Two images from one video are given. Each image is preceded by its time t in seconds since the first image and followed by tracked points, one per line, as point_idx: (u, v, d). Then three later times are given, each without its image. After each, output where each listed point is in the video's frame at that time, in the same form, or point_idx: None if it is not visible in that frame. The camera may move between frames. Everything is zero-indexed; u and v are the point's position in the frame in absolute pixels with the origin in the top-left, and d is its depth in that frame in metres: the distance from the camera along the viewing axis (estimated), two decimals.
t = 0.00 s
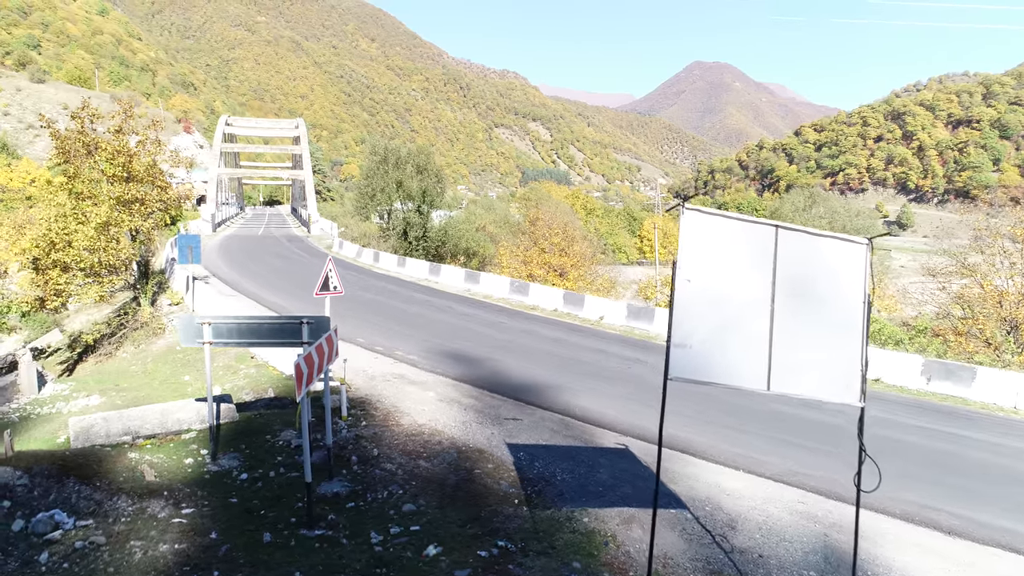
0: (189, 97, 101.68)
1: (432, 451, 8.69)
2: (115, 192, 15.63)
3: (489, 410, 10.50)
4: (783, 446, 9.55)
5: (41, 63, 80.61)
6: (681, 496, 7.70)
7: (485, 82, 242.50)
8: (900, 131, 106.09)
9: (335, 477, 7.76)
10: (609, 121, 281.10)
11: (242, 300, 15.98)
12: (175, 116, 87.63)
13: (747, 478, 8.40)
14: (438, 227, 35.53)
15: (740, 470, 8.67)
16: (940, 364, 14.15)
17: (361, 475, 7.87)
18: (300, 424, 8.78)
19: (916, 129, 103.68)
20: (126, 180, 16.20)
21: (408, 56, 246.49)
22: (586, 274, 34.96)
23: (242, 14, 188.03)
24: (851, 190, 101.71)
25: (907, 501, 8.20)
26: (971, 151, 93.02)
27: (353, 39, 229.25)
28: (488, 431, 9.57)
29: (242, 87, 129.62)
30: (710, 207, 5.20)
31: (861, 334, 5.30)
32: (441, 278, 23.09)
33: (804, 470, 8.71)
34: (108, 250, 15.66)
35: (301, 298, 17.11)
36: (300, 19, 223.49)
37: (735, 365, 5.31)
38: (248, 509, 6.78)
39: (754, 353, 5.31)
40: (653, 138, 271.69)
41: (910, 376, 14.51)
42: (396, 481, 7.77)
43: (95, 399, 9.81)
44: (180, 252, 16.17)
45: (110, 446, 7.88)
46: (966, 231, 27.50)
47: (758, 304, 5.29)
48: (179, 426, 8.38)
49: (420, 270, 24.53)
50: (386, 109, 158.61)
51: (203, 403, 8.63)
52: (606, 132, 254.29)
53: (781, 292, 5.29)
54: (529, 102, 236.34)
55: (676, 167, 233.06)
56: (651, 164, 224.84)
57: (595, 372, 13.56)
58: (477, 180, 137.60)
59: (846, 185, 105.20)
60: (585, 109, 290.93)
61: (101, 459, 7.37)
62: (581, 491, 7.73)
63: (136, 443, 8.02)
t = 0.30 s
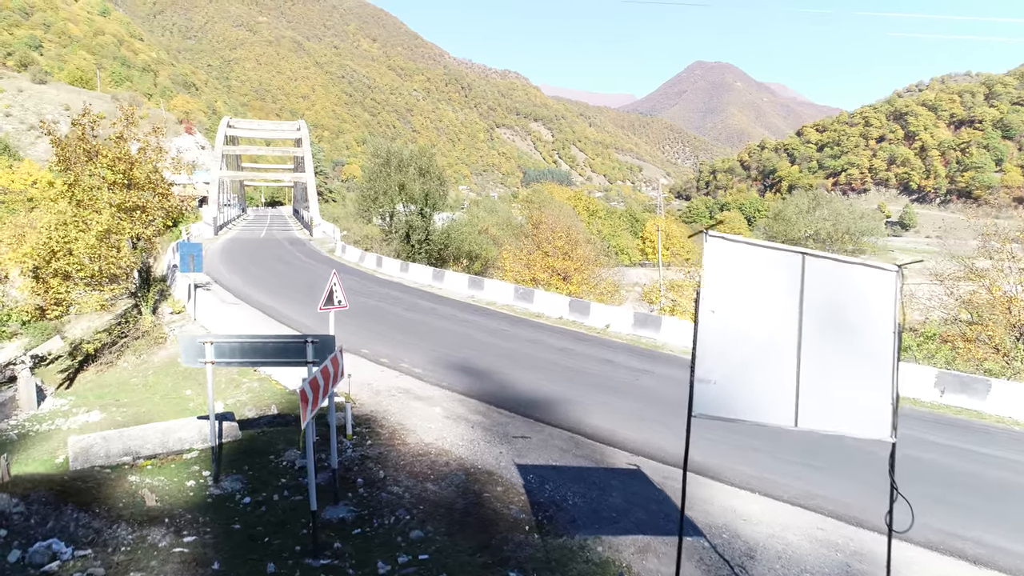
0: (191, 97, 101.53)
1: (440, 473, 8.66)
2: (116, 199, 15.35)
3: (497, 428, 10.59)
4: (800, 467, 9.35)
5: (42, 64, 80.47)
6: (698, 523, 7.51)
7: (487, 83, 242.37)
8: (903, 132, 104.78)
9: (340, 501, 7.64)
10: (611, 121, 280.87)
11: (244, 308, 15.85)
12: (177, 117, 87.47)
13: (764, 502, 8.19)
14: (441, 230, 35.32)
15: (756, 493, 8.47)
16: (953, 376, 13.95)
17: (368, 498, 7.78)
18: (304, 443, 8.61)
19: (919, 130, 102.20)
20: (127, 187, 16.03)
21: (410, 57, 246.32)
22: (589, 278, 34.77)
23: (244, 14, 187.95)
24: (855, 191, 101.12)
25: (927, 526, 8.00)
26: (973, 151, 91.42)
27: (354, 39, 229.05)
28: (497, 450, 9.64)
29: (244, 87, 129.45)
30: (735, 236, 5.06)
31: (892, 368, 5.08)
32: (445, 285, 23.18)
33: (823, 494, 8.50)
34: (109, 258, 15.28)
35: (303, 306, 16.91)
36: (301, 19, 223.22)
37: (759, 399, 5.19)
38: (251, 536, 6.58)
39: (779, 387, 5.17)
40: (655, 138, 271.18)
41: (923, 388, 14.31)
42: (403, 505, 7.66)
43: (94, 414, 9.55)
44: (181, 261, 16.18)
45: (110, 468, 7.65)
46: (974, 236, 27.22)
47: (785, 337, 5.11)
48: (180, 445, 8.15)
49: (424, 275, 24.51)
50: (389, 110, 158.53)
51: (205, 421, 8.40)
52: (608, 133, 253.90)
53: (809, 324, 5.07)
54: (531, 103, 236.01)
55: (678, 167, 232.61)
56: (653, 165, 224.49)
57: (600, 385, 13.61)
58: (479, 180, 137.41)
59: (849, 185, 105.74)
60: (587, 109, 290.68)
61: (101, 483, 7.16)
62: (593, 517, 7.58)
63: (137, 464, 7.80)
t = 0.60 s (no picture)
0: (213, 99, 102.75)
1: (464, 496, 8.64)
2: (137, 207, 15.29)
3: (522, 447, 10.55)
4: (837, 491, 8.89)
5: (69, 67, 82.01)
6: (734, 554, 7.15)
7: (506, 82, 241.91)
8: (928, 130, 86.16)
9: (363, 525, 7.57)
10: (631, 121, 278.45)
11: (265, 316, 15.85)
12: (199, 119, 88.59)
13: (803, 530, 7.76)
14: (461, 233, 35.79)
15: (793, 520, 8.02)
16: (995, 392, 13.27)
17: (391, 522, 7.74)
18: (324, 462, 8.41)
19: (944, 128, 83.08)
20: (148, 194, 15.88)
21: (429, 58, 247.01)
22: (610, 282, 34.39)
23: (266, 18, 190.25)
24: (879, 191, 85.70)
25: (982, 559, 7.41)
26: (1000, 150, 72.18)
27: (373, 41, 230.42)
28: (523, 471, 9.61)
29: (265, 89, 130.81)
30: (780, 265, 4.76)
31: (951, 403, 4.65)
32: (467, 291, 23.28)
33: (863, 521, 8.02)
34: (130, 265, 15.34)
35: (323, 312, 16.80)
36: (322, 21, 225.10)
37: (808, 439, 4.78)
38: (272, 561, 6.37)
39: (828, 425, 4.76)
40: (675, 138, 267.72)
41: (962, 404, 13.64)
42: (426, 530, 7.59)
43: (114, 427, 9.47)
44: (203, 268, 16.06)
45: (129, 486, 7.48)
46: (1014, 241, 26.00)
47: (834, 370, 4.73)
48: (200, 463, 7.96)
49: (445, 281, 24.58)
50: (408, 111, 159.06)
51: (225, 438, 8.18)
52: (627, 133, 251.45)
53: (861, 355, 4.69)
54: (549, 102, 234.73)
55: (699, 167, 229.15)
56: (673, 164, 221.65)
57: (624, 397, 13.42)
58: (497, 181, 137.42)
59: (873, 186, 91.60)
60: (607, 109, 288.51)
61: (120, 505, 6.98)
62: (625, 547, 7.47)
63: (156, 482, 7.63)
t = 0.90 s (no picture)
0: (248, 101, 104.52)
1: (501, 518, 8.32)
2: (173, 213, 15.37)
3: (560, 464, 10.12)
4: (897, 520, 8.23)
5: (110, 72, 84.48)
6: None
7: (537, 82, 240.90)
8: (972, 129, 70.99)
9: (396, 549, 7.34)
10: (663, 121, 274.60)
11: (297, 322, 15.83)
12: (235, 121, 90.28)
13: (863, 564, 7.17)
14: (493, 235, 35.39)
15: (853, 552, 7.43)
16: None
17: (426, 546, 7.52)
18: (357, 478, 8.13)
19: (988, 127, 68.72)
20: (183, 200, 16.04)
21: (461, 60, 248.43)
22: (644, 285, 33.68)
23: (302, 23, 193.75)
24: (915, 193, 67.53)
25: None
26: None
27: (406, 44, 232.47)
28: (562, 492, 9.17)
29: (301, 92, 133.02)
30: (856, 290, 3.80)
31: None
32: (499, 295, 23.01)
33: (927, 554, 7.37)
34: (166, 272, 15.30)
35: (354, 317, 16.70)
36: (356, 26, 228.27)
37: (901, 498, 3.66)
38: None
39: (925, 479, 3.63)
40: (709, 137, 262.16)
41: None
42: (462, 556, 7.38)
43: (148, 437, 9.49)
44: (236, 274, 16.03)
45: (161, 502, 7.33)
46: None
47: (935, 414, 3.59)
48: (232, 478, 7.73)
49: (477, 285, 24.40)
50: (439, 112, 159.82)
51: (257, 452, 7.95)
52: (660, 132, 247.68)
53: (948, 395, 3.54)
54: (581, 103, 232.67)
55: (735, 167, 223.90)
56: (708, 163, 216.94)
57: (660, 410, 12.84)
58: (528, 181, 136.97)
59: (912, 188, 71.15)
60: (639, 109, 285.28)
61: (152, 522, 6.79)
62: None
63: (188, 498, 7.45)
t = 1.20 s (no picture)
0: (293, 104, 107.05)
1: (551, 543, 7.85)
2: (219, 217, 15.13)
3: (611, 484, 9.55)
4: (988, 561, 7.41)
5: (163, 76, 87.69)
6: None
7: (578, 82, 238.78)
8: None
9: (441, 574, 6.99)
10: (708, 119, 267.67)
11: (340, 327, 15.78)
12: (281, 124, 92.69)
13: None
14: (535, 237, 36.22)
15: None
16: None
17: (472, 571, 7.16)
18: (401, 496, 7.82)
19: None
20: (228, 206, 15.87)
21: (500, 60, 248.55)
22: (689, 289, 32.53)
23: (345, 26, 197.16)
24: (971, 194, 62.56)
25: None
26: None
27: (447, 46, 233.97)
28: (614, 515, 8.60)
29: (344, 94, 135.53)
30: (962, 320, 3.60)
31: None
32: (543, 300, 22.60)
33: None
34: (213, 276, 14.98)
35: (397, 322, 16.55)
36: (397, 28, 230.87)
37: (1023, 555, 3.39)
38: None
39: None
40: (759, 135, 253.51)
41: None
42: None
43: (193, 447, 9.55)
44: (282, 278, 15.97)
45: (203, 516, 7.15)
46: None
47: None
48: (274, 492, 7.53)
49: (519, 289, 24.09)
50: (479, 113, 160.36)
51: (300, 466, 7.74)
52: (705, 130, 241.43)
53: None
54: (622, 101, 229.28)
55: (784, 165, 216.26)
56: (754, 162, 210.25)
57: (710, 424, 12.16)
58: (569, 182, 135.71)
59: (967, 187, 66.57)
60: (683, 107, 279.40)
61: (193, 536, 6.61)
62: None
63: (231, 512, 7.28)
